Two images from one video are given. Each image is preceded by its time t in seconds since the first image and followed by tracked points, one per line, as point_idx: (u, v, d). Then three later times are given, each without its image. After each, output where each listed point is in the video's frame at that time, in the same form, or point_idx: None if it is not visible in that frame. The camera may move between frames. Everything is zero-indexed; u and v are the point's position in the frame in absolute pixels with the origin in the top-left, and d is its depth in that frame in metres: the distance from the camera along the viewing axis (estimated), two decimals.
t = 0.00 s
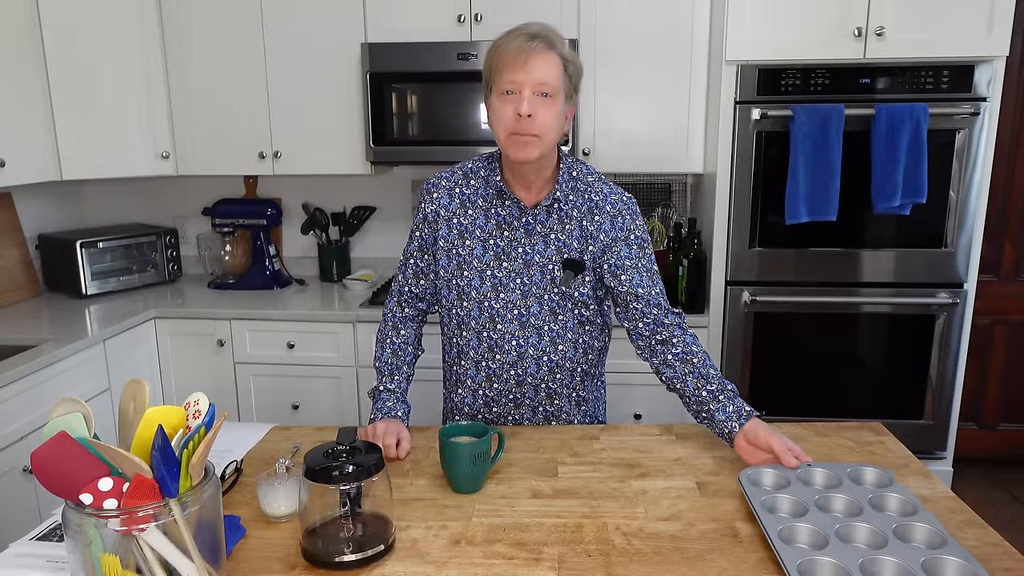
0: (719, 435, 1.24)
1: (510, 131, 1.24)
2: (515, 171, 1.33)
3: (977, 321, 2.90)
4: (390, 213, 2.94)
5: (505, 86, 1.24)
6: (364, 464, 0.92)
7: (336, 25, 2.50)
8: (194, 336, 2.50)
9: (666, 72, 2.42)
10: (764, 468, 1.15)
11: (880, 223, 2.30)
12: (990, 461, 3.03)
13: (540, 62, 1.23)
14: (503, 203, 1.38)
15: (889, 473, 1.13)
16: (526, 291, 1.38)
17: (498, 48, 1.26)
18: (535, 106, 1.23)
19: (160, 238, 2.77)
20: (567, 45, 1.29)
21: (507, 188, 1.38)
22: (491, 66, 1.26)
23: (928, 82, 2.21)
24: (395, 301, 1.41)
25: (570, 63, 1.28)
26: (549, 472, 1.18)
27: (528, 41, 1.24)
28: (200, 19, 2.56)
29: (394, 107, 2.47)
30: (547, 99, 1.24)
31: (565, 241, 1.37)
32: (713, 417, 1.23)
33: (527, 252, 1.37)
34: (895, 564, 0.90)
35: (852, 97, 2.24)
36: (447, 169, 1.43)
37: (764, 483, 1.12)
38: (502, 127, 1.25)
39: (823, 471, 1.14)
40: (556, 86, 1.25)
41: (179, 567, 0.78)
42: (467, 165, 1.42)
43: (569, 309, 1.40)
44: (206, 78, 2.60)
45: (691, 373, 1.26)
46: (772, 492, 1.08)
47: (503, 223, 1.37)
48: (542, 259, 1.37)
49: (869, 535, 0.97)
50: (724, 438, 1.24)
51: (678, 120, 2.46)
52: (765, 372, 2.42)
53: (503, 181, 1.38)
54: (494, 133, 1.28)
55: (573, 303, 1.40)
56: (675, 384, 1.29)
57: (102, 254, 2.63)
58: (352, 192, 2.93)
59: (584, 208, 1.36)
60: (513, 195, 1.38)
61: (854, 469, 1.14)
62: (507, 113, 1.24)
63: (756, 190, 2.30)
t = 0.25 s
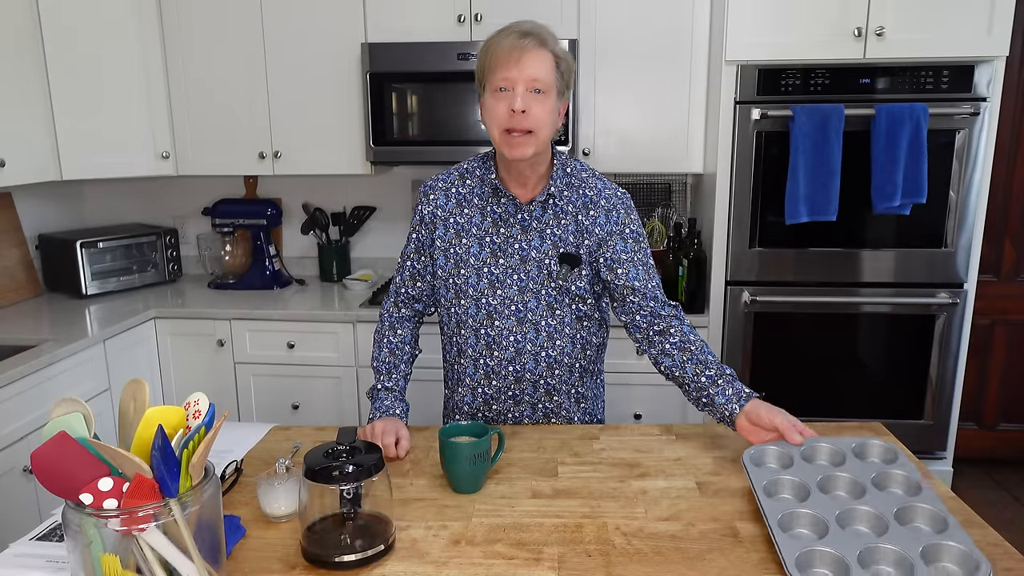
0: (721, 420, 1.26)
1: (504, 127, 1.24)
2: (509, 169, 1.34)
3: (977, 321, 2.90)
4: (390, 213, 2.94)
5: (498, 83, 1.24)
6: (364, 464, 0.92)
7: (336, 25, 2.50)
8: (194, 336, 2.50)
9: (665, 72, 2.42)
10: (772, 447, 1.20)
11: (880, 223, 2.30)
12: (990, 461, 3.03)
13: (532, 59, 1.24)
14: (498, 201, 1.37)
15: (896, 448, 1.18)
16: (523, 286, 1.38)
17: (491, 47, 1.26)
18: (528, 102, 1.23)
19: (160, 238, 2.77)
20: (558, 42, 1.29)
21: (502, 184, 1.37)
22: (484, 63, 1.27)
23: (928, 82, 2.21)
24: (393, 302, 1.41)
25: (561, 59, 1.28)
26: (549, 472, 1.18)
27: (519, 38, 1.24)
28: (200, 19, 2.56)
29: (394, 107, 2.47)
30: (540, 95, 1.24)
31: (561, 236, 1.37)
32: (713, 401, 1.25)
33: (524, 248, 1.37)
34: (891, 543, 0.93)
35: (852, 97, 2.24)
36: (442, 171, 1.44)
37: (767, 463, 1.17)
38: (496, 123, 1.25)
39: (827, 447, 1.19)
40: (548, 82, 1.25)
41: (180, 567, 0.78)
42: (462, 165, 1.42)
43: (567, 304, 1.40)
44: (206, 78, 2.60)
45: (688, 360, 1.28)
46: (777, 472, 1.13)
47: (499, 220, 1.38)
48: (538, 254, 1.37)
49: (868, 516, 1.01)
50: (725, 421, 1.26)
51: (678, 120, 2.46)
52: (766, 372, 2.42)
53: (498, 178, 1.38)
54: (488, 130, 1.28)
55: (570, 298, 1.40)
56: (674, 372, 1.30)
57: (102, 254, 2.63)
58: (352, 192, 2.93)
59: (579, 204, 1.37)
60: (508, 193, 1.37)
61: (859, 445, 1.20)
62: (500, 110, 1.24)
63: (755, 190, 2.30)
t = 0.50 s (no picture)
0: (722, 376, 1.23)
1: (494, 116, 1.25)
2: (500, 162, 1.35)
3: (977, 321, 2.90)
4: (390, 213, 2.94)
5: (486, 74, 1.26)
6: (364, 464, 0.92)
7: (336, 25, 2.50)
8: (194, 336, 2.50)
9: (665, 72, 2.43)
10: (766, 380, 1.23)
11: (880, 223, 2.30)
12: (990, 461, 3.03)
13: (518, 50, 1.26)
14: (490, 197, 1.39)
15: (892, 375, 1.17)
16: (522, 279, 1.38)
17: (477, 42, 1.29)
18: (517, 89, 1.24)
19: (160, 237, 2.77)
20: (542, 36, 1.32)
21: (494, 181, 1.39)
22: (472, 59, 1.29)
23: (928, 83, 2.21)
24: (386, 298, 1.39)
25: (547, 52, 1.30)
26: (549, 472, 1.18)
27: (505, 32, 1.27)
28: (200, 19, 2.56)
29: (394, 108, 2.47)
30: (527, 84, 1.25)
31: (556, 227, 1.38)
32: (711, 358, 1.22)
33: (520, 242, 1.38)
34: (871, 481, 0.98)
35: (852, 97, 2.24)
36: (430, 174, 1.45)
37: (763, 399, 1.19)
38: (485, 114, 1.26)
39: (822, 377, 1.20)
40: (535, 72, 1.27)
41: (180, 568, 0.78)
42: (451, 167, 1.43)
43: (567, 294, 1.40)
44: (206, 78, 2.60)
45: (685, 327, 1.27)
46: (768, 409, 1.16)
47: (492, 216, 1.38)
48: (535, 246, 1.38)
49: (853, 451, 1.05)
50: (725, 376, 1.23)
51: (678, 120, 2.46)
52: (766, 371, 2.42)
53: (490, 174, 1.39)
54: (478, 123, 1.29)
55: (570, 287, 1.40)
56: (675, 344, 1.29)
57: (102, 254, 2.63)
58: (352, 192, 2.93)
59: (572, 195, 1.39)
60: (500, 187, 1.39)
61: (855, 372, 1.20)
62: (489, 99, 1.25)
63: (755, 190, 2.30)
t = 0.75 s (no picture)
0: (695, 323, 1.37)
1: (484, 119, 1.26)
2: (494, 161, 1.35)
3: (977, 321, 2.90)
4: (390, 213, 2.94)
5: (476, 77, 1.26)
6: (364, 464, 0.92)
7: (336, 25, 2.50)
8: (194, 336, 2.50)
9: (665, 72, 2.43)
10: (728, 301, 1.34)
11: (880, 223, 2.30)
12: (990, 461, 3.03)
13: (506, 51, 1.25)
14: (488, 194, 1.38)
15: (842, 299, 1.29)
16: (524, 274, 1.39)
17: (465, 45, 1.28)
18: (506, 92, 1.24)
19: (160, 237, 2.77)
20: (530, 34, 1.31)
21: (490, 179, 1.38)
22: (461, 62, 1.29)
23: (928, 82, 2.21)
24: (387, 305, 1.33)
25: (535, 50, 1.30)
26: (549, 472, 1.18)
27: (492, 33, 1.26)
28: (200, 19, 2.56)
29: (394, 107, 2.47)
30: (517, 85, 1.25)
31: (556, 221, 1.40)
32: (686, 306, 1.36)
33: (521, 237, 1.38)
34: (799, 387, 1.14)
35: (852, 97, 2.24)
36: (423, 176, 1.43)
37: (724, 318, 1.31)
38: (476, 117, 1.26)
39: (781, 303, 1.31)
40: (524, 72, 1.27)
41: (180, 567, 0.78)
42: (444, 167, 1.41)
43: (569, 287, 1.42)
44: (206, 78, 2.60)
45: (665, 287, 1.40)
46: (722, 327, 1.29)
47: (491, 213, 1.38)
48: (536, 241, 1.39)
49: (789, 364, 1.20)
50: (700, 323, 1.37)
51: (678, 121, 2.46)
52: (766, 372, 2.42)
53: (487, 172, 1.39)
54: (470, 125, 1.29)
55: (571, 280, 1.42)
56: (654, 308, 1.41)
57: (102, 254, 2.63)
58: (352, 192, 2.93)
59: (570, 189, 1.42)
60: (497, 185, 1.38)
61: (810, 300, 1.30)
62: (480, 103, 1.26)
63: (755, 190, 2.30)
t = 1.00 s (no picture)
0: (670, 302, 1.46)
1: (479, 124, 1.25)
2: (489, 163, 1.35)
3: (977, 321, 2.90)
4: (390, 213, 2.94)
5: (470, 82, 1.25)
6: (364, 463, 0.92)
7: (336, 25, 2.50)
8: (194, 336, 2.50)
9: (666, 72, 2.43)
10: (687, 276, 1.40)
11: (880, 223, 2.30)
12: (990, 461, 3.03)
13: (500, 55, 1.24)
14: (487, 195, 1.36)
15: (793, 291, 1.30)
16: (530, 272, 1.40)
17: (458, 49, 1.27)
18: (501, 97, 1.23)
19: (160, 237, 2.77)
20: (524, 36, 1.31)
21: (488, 180, 1.36)
22: (455, 66, 1.28)
23: (928, 82, 2.21)
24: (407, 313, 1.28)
25: (529, 53, 1.29)
26: (549, 472, 1.18)
27: (486, 37, 1.25)
28: (200, 19, 2.56)
29: (394, 107, 2.47)
30: (511, 90, 1.25)
31: (556, 218, 1.41)
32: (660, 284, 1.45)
33: (524, 236, 1.39)
34: (712, 373, 1.18)
35: (852, 97, 2.24)
36: (417, 179, 1.39)
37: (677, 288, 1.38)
38: (471, 121, 1.26)
39: (732, 284, 1.36)
40: (518, 76, 1.26)
41: (180, 567, 0.78)
42: (438, 169, 1.39)
43: (571, 283, 1.44)
44: (206, 78, 2.60)
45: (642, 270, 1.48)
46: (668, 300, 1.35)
47: (493, 213, 1.37)
48: (539, 239, 1.40)
49: (715, 346, 1.24)
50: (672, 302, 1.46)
51: (678, 121, 2.46)
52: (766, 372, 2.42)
53: (484, 173, 1.37)
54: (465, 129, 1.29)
55: (573, 275, 1.45)
56: (635, 292, 1.49)
57: (102, 254, 2.63)
58: (352, 192, 2.93)
59: (565, 185, 1.43)
60: (495, 187, 1.37)
61: (762, 285, 1.33)
62: (474, 108, 1.25)
63: (755, 190, 2.30)
